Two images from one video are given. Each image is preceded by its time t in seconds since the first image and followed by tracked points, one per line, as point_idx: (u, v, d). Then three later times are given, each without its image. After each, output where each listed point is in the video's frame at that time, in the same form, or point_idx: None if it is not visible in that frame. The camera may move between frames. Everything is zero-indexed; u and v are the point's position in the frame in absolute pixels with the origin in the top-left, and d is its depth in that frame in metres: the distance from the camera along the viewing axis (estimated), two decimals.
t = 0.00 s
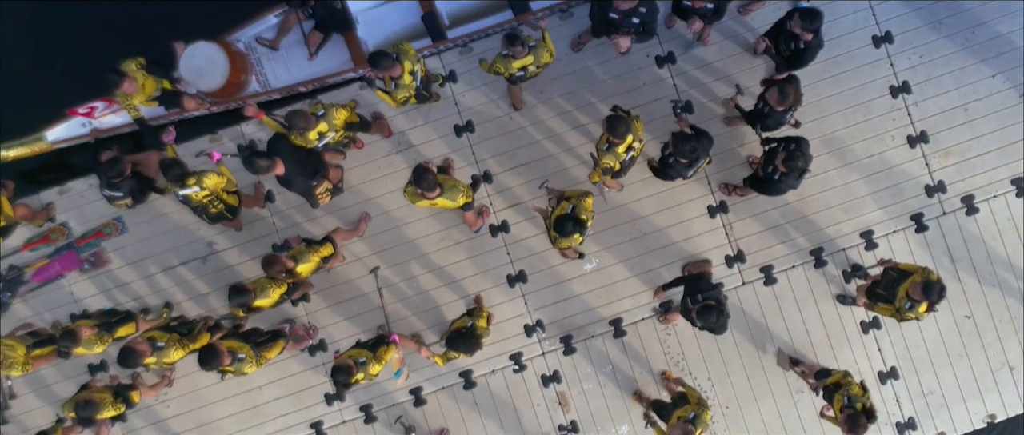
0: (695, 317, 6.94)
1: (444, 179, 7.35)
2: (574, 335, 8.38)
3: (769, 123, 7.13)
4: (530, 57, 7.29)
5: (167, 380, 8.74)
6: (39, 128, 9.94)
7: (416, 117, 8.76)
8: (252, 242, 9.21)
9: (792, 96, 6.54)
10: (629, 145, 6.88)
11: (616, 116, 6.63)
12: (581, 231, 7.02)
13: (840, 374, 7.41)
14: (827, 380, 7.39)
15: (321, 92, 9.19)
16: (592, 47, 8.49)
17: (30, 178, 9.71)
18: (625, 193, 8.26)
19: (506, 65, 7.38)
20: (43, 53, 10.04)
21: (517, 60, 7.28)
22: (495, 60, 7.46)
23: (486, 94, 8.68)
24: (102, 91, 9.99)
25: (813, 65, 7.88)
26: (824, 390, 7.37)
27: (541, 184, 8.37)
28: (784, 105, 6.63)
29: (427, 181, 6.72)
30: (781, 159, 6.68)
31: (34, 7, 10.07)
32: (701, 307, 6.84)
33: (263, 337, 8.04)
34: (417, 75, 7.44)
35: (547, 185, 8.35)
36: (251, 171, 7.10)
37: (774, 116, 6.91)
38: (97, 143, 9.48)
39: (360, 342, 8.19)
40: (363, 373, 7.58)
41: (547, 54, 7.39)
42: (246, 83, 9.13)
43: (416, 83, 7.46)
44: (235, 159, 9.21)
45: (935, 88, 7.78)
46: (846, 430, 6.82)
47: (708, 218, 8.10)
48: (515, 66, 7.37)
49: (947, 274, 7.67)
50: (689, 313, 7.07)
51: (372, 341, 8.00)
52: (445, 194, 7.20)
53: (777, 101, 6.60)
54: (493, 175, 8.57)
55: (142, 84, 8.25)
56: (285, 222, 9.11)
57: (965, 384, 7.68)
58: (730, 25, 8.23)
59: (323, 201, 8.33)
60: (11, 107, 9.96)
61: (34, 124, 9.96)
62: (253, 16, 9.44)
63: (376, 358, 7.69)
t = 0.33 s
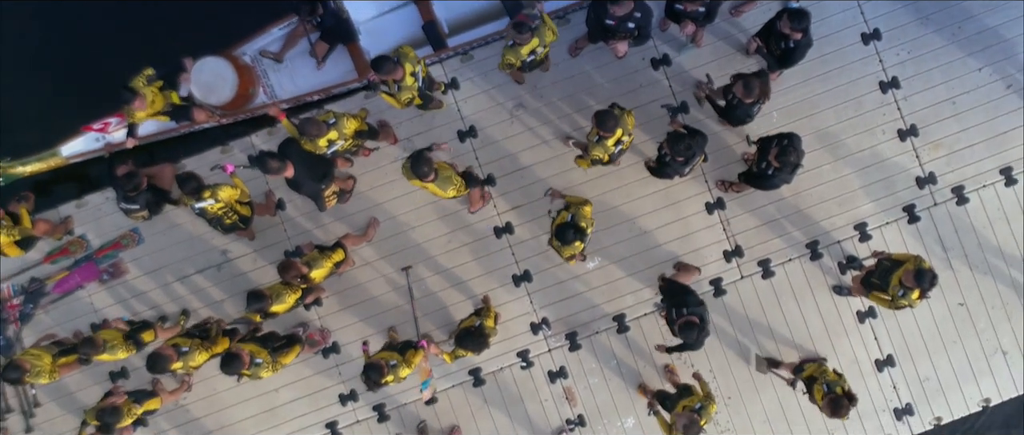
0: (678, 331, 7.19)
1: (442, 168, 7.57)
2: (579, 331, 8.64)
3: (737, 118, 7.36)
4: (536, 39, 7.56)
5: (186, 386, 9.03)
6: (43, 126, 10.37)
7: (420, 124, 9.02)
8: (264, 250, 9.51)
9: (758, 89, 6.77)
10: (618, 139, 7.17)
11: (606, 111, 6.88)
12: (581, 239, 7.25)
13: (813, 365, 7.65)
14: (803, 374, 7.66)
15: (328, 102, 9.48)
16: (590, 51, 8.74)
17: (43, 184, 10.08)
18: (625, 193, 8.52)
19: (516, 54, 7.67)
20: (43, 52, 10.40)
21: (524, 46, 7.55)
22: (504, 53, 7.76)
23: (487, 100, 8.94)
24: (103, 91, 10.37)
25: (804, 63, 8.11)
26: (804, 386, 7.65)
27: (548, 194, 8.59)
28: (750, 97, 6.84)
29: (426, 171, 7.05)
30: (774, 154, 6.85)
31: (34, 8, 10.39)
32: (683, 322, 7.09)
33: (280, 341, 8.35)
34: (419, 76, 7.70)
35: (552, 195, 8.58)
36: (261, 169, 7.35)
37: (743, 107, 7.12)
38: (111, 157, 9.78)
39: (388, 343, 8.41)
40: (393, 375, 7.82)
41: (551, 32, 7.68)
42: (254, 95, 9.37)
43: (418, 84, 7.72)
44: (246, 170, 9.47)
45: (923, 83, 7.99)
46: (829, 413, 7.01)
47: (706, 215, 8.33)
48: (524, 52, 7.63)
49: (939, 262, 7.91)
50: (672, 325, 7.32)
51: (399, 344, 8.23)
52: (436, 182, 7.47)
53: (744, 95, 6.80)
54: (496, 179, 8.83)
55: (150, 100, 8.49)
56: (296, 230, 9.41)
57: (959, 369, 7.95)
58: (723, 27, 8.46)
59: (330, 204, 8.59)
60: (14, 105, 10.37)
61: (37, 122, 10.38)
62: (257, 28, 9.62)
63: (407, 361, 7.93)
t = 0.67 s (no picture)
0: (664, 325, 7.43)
1: (449, 166, 7.85)
2: (583, 328, 8.89)
3: (712, 104, 7.61)
4: (534, 39, 7.82)
5: (203, 389, 9.31)
6: (46, 124, 10.68)
7: (424, 130, 9.29)
8: (276, 255, 9.79)
9: (728, 74, 6.94)
10: (599, 139, 7.45)
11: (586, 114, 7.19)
12: (585, 249, 7.53)
13: (795, 359, 7.84)
14: (786, 368, 7.84)
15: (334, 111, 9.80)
16: (588, 56, 8.99)
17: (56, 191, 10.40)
18: (624, 192, 8.76)
19: (518, 57, 7.97)
20: (45, 53, 10.71)
21: (523, 48, 7.81)
22: (505, 56, 8.05)
23: (489, 106, 9.20)
24: (104, 90, 10.67)
25: (796, 62, 8.33)
26: (786, 379, 7.81)
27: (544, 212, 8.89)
28: (722, 81, 6.98)
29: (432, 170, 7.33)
30: (765, 155, 7.08)
31: (37, 10, 10.71)
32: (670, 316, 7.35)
33: (294, 344, 8.67)
34: (422, 77, 7.95)
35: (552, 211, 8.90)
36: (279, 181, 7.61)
37: (717, 93, 7.32)
38: (125, 169, 10.09)
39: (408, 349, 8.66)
40: (417, 374, 8.07)
41: (545, 30, 7.94)
42: (262, 106, 9.69)
43: (422, 84, 7.95)
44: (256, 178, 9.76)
45: (912, 79, 8.21)
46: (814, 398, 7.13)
47: (704, 212, 8.56)
48: (524, 52, 7.88)
49: (930, 254, 8.14)
50: (659, 317, 7.55)
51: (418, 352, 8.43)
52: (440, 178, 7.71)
53: (716, 80, 6.98)
54: (499, 182, 9.09)
55: (160, 112, 8.71)
56: (306, 235, 9.70)
57: (954, 357, 8.20)
58: (717, 29, 8.69)
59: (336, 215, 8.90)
60: (18, 105, 10.70)
61: (40, 121, 10.68)
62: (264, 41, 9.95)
63: (430, 361, 8.23)
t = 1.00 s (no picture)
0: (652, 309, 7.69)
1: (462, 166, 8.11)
2: (587, 325, 9.13)
3: (693, 99, 8.09)
4: (523, 41, 8.13)
5: (218, 391, 9.58)
6: (46, 122, 10.97)
7: (428, 135, 9.55)
8: (286, 260, 10.06)
9: (701, 68, 7.34)
10: (585, 133, 7.74)
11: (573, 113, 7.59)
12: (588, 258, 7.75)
13: (789, 351, 8.07)
14: (780, 361, 8.04)
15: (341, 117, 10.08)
16: (586, 61, 9.24)
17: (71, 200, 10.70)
18: (624, 192, 9.01)
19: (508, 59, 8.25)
20: (45, 52, 11.02)
21: (513, 50, 8.12)
22: (496, 59, 8.35)
23: (490, 110, 9.45)
24: (104, 89, 10.97)
25: (789, 62, 8.57)
26: (780, 372, 8.04)
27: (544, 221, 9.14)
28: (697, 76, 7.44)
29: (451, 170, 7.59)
30: (758, 157, 7.33)
31: (38, 11, 11.03)
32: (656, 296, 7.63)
33: (306, 345, 8.88)
34: (427, 80, 8.24)
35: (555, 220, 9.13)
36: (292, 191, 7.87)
37: (695, 87, 7.79)
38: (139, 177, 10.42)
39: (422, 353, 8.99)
40: (430, 374, 8.38)
41: (534, 33, 8.24)
42: (271, 114, 9.99)
43: (427, 86, 8.24)
44: (265, 185, 10.00)
45: (903, 77, 8.43)
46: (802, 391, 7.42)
47: (702, 210, 8.79)
48: (514, 55, 8.19)
49: (923, 246, 8.36)
50: (646, 303, 7.81)
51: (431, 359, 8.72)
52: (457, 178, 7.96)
53: (691, 75, 7.37)
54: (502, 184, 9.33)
55: (171, 124, 9.10)
56: (315, 240, 9.96)
57: (948, 347, 8.43)
58: (711, 33, 8.80)
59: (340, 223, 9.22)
60: (18, 103, 11.01)
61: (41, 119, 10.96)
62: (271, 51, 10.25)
63: (442, 363, 8.58)
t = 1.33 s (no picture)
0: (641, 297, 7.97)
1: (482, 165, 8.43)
2: (590, 323, 9.39)
3: (670, 103, 8.35)
4: (502, 46, 8.37)
5: (232, 392, 9.86)
6: (46, 121, 11.26)
7: (432, 140, 9.81)
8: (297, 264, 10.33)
9: (676, 74, 7.67)
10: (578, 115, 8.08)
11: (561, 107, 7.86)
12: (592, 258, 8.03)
13: (782, 351, 8.30)
14: (773, 358, 8.29)
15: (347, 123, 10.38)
16: (585, 65, 9.49)
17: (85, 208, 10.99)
18: (624, 192, 9.27)
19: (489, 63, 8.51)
20: (45, 51, 11.33)
21: (492, 54, 8.35)
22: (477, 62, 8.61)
23: (493, 115, 9.71)
24: (104, 88, 11.28)
25: (782, 64, 8.82)
26: (771, 369, 8.27)
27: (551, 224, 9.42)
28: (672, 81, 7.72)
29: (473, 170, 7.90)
30: (753, 156, 7.55)
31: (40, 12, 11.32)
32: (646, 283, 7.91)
33: (315, 346, 9.16)
34: (432, 85, 8.50)
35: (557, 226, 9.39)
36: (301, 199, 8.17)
37: (671, 92, 8.04)
38: (152, 184, 10.73)
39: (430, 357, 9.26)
40: (433, 385, 8.69)
41: (514, 38, 8.54)
42: (279, 121, 10.29)
43: (433, 91, 8.51)
44: (275, 191, 10.29)
45: (893, 76, 8.66)
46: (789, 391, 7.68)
47: (700, 209, 9.03)
48: (494, 59, 8.43)
49: (914, 239, 8.60)
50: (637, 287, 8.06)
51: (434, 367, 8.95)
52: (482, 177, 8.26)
53: (668, 81, 7.70)
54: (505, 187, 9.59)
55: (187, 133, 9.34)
56: (324, 244, 10.22)
57: (941, 338, 8.69)
58: (708, 36, 9.02)
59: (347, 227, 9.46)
60: (19, 102, 11.31)
61: (43, 118, 11.26)
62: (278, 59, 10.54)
63: (443, 370, 8.79)
